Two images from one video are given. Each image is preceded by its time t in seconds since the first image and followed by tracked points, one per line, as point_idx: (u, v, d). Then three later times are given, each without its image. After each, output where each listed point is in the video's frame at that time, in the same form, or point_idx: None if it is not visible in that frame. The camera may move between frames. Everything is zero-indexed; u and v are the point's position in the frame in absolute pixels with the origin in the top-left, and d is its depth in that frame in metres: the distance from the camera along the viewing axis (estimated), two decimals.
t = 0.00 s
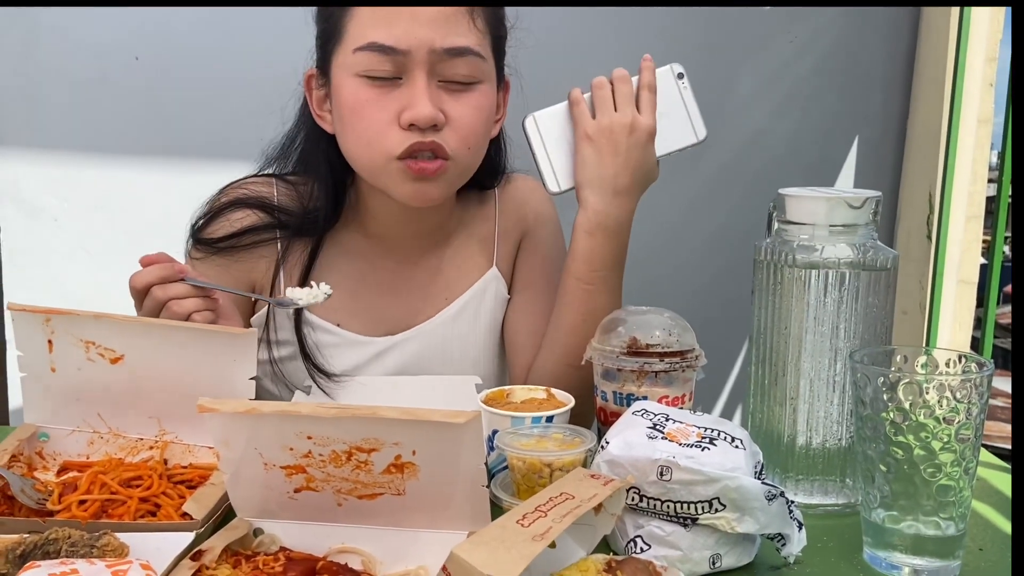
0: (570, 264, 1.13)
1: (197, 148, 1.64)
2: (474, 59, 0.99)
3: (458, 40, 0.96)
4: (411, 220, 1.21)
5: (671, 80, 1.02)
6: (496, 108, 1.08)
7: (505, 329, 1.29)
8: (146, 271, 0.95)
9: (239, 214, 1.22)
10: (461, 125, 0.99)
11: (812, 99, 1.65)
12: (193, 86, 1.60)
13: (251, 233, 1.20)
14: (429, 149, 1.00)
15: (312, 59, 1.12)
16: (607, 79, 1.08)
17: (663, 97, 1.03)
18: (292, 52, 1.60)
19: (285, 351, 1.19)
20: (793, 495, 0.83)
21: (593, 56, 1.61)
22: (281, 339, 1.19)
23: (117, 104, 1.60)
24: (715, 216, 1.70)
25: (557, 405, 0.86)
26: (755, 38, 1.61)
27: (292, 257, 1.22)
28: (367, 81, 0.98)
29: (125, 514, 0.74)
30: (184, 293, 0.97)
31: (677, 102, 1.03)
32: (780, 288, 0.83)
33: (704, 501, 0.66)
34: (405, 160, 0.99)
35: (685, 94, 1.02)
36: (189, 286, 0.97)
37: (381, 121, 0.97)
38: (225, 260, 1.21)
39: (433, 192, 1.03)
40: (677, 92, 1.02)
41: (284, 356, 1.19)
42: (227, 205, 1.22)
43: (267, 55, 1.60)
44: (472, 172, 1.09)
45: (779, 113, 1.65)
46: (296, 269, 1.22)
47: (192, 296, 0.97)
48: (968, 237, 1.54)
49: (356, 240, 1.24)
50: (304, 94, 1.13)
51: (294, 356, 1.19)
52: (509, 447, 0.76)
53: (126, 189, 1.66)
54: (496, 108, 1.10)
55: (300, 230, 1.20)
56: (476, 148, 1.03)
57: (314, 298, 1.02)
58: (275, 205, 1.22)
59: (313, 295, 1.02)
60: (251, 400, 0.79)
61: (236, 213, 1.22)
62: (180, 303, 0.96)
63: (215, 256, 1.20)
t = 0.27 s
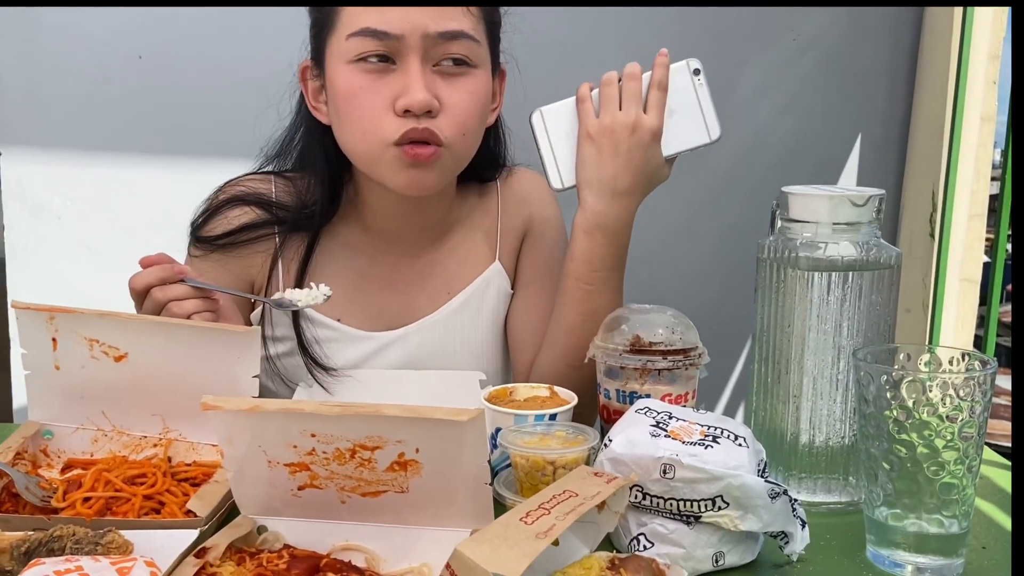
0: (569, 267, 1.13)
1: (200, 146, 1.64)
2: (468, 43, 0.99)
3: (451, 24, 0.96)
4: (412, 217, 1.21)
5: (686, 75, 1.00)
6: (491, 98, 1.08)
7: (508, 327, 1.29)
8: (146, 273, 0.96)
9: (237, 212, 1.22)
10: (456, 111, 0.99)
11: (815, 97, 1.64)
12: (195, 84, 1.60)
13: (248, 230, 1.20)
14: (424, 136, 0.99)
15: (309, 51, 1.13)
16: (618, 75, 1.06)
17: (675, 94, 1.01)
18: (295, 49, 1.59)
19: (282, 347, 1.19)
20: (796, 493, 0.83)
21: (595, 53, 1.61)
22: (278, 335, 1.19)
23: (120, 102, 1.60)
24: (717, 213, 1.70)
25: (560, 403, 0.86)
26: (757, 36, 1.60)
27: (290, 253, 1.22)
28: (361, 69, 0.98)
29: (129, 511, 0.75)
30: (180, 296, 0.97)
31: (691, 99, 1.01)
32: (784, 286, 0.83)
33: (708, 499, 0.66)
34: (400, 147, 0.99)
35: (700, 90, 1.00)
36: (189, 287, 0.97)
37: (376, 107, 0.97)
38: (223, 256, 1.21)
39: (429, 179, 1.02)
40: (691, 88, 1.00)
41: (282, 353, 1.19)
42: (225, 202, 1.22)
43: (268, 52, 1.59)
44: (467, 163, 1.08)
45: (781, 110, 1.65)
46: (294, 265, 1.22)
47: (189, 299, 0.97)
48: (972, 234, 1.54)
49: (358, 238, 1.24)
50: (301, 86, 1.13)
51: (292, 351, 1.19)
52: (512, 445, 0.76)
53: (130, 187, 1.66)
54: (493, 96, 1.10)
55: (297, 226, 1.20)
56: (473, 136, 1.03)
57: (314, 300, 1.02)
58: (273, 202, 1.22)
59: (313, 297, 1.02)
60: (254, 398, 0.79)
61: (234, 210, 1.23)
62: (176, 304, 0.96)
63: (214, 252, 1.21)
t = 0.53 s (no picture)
0: (572, 263, 1.13)
1: (201, 145, 1.64)
2: (465, 45, 0.99)
3: (448, 25, 0.96)
4: (412, 216, 1.21)
5: (684, 76, 0.99)
6: (490, 97, 1.08)
7: (509, 326, 1.29)
8: (147, 274, 0.96)
9: (238, 211, 1.22)
10: (453, 113, 0.99)
11: (817, 96, 1.64)
12: (196, 83, 1.60)
13: (249, 229, 1.20)
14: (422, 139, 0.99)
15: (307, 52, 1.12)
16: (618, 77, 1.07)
17: (673, 95, 1.01)
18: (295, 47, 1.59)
19: (282, 347, 1.19)
20: (796, 493, 0.83)
21: (595, 53, 1.61)
22: (279, 335, 1.19)
23: (121, 101, 1.60)
24: (718, 212, 1.70)
25: (561, 402, 0.86)
26: (759, 34, 1.60)
27: (291, 252, 1.22)
28: (358, 72, 0.98)
29: (130, 510, 0.75)
30: (181, 297, 0.97)
31: (690, 100, 1.00)
32: (784, 286, 0.83)
33: (708, 499, 0.66)
34: (398, 151, 0.99)
35: (699, 91, 0.99)
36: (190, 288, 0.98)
37: (372, 111, 0.97)
38: (224, 255, 1.21)
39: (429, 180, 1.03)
40: (691, 89, 0.99)
41: (283, 352, 1.19)
42: (226, 201, 1.22)
43: (268, 50, 1.59)
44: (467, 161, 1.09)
45: (783, 109, 1.65)
46: (294, 265, 1.22)
47: (190, 300, 0.97)
48: (974, 234, 1.54)
49: (359, 237, 1.24)
50: (299, 86, 1.13)
51: (293, 351, 1.19)
52: (512, 444, 0.76)
53: (131, 186, 1.66)
54: (492, 96, 1.10)
55: (298, 226, 1.20)
56: (471, 135, 1.03)
57: (314, 301, 1.02)
58: (274, 201, 1.22)
59: (314, 299, 1.02)
60: (255, 397, 0.79)
61: (235, 209, 1.23)
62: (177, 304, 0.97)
63: (215, 251, 1.21)
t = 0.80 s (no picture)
0: (573, 261, 1.13)
1: (201, 144, 1.64)
2: (465, 45, 0.99)
3: (447, 26, 0.95)
4: (413, 214, 1.21)
5: (684, 78, 0.99)
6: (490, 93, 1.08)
7: (509, 326, 1.29)
8: (147, 270, 0.96)
9: (239, 209, 1.23)
10: (454, 115, 0.99)
11: (817, 95, 1.64)
12: (196, 82, 1.60)
13: (249, 227, 1.20)
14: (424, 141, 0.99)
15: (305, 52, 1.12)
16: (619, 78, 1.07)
17: (673, 94, 1.01)
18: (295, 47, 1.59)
19: (284, 345, 1.19)
20: (796, 492, 0.83)
21: (596, 52, 1.60)
22: (280, 333, 1.19)
23: (121, 101, 1.60)
24: (719, 212, 1.69)
25: (560, 401, 0.86)
26: (760, 34, 1.60)
27: (291, 250, 1.22)
28: (358, 75, 0.98)
29: (129, 509, 0.75)
30: (181, 294, 0.97)
31: (691, 101, 1.00)
32: (784, 285, 0.83)
33: (708, 498, 0.66)
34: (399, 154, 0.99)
35: (698, 92, 0.99)
36: (190, 285, 0.97)
37: (374, 114, 0.97)
38: (225, 254, 1.21)
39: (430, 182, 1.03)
40: (689, 90, 0.99)
41: (284, 350, 1.19)
42: (226, 199, 1.22)
43: (268, 49, 1.59)
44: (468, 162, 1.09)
45: (784, 108, 1.64)
46: (295, 264, 1.22)
47: (191, 298, 0.97)
48: (975, 233, 1.54)
49: (359, 237, 1.24)
50: (299, 85, 1.12)
51: (294, 350, 1.19)
52: (511, 444, 0.76)
53: (131, 186, 1.66)
54: (492, 90, 1.10)
55: (299, 223, 1.21)
56: (472, 135, 1.03)
57: (313, 300, 1.02)
58: (274, 199, 1.22)
59: (314, 298, 1.02)
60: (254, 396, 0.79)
61: (235, 208, 1.23)
62: (177, 301, 0.96)
63: (216, 250, 1.21)
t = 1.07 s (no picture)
0: (576, 259, 1.13)
1: (202, 143, 1.64)
2: (468, 44, 0.99)
3: (451, 25, 0.96)
4: (415, 213, 1.21)
5: (684, 78, 0.99)
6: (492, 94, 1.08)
7: (510, 324, 1.29)
8: (150, 267, 0.96)
9: (242, 208, 1.23)
10: (457, 113, 0.98)
11: (819, 94, 1.64)
12: (197, 81, 1.60)
13: (253, 226, 1.21)
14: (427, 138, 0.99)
15: (309, 50, 1.12)
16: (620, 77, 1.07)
17: (674, 94, 1.01)
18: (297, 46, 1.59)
19: (287, 343, 1.19)
20: (798, 491, 0.83)
21: (597, 51, 1.60)
22: (284, 330, 1.19)
23: (123, 100, 1.60)
24: (720, 211, 1.69)
25: (562, 400, 0.86)
26: (762, 32, 1.60)
27: (294, 248, 1.22)
28: (361, 73, 0.98)
29: (131, 508, 0.75)
30: (184, 291, 0.97)
31: (692, 101, 1.00)
32: (786, 284, 0.83)
33: (709, 497, 0.66)
34: (402, 151, 0.99)
35: (699, 93, 0.99)
36: (193, 283, 0.97)
37: (377, 111, 0.97)
38: (228, 252, 1.21)
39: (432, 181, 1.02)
40: (690, 89, 1.00)
41: (287, 348, 1.20)
42: (230, 198, 1.23)
43: (269, 49, 1.59)
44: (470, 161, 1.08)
45: (786, 107, 1.64)
46: (298, 262, 1.22)
47: (194, 295, 0.97)
48: (976, 232, 1.53)
49: (360, 236, 1.24)
50: (302, 84, 1.12)
51: (297, 347, 1.19)
52: (513, 442, 0.76)
53: (132, 185, 1.66)
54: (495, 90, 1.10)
55: (301, 222, 1.21)
56: (476, 134, 1.03)
57: (315, 298, 1.02)
58: (277, 198, 1.22)
59: (316, 295, 1.02)
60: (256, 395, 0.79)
61: (239, 207, 1.23)
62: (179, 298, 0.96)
63: (219, 248, 1.21)
